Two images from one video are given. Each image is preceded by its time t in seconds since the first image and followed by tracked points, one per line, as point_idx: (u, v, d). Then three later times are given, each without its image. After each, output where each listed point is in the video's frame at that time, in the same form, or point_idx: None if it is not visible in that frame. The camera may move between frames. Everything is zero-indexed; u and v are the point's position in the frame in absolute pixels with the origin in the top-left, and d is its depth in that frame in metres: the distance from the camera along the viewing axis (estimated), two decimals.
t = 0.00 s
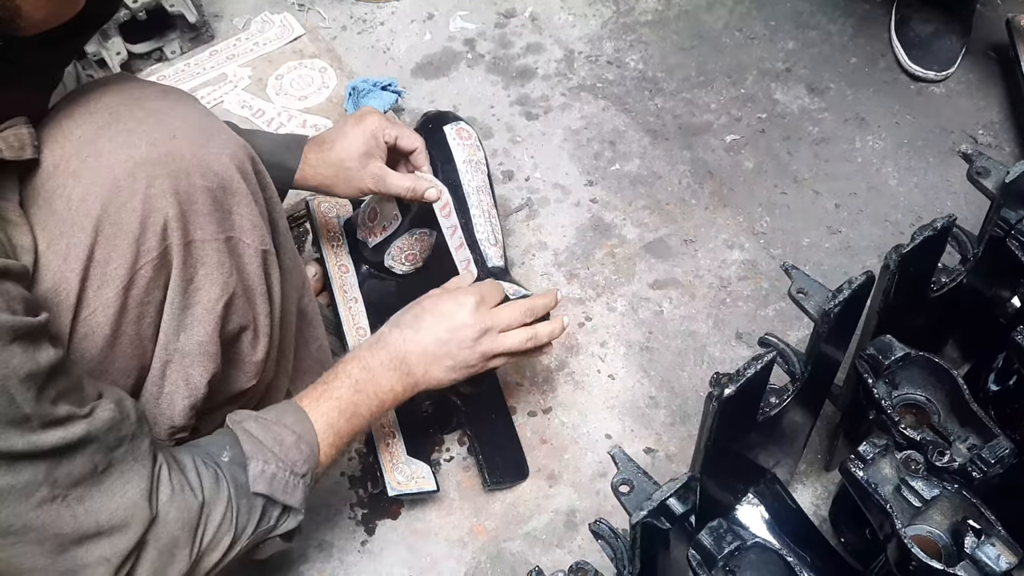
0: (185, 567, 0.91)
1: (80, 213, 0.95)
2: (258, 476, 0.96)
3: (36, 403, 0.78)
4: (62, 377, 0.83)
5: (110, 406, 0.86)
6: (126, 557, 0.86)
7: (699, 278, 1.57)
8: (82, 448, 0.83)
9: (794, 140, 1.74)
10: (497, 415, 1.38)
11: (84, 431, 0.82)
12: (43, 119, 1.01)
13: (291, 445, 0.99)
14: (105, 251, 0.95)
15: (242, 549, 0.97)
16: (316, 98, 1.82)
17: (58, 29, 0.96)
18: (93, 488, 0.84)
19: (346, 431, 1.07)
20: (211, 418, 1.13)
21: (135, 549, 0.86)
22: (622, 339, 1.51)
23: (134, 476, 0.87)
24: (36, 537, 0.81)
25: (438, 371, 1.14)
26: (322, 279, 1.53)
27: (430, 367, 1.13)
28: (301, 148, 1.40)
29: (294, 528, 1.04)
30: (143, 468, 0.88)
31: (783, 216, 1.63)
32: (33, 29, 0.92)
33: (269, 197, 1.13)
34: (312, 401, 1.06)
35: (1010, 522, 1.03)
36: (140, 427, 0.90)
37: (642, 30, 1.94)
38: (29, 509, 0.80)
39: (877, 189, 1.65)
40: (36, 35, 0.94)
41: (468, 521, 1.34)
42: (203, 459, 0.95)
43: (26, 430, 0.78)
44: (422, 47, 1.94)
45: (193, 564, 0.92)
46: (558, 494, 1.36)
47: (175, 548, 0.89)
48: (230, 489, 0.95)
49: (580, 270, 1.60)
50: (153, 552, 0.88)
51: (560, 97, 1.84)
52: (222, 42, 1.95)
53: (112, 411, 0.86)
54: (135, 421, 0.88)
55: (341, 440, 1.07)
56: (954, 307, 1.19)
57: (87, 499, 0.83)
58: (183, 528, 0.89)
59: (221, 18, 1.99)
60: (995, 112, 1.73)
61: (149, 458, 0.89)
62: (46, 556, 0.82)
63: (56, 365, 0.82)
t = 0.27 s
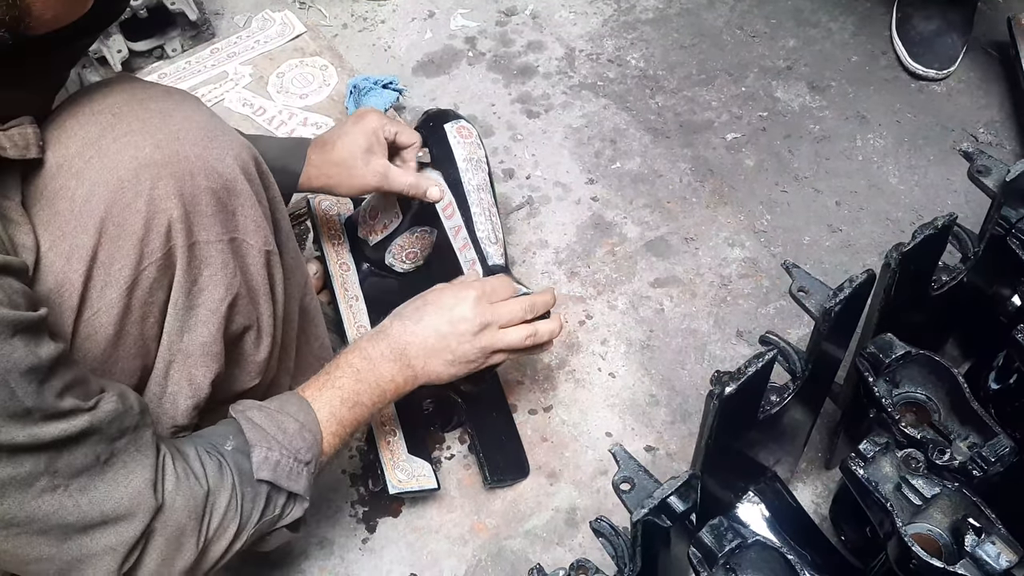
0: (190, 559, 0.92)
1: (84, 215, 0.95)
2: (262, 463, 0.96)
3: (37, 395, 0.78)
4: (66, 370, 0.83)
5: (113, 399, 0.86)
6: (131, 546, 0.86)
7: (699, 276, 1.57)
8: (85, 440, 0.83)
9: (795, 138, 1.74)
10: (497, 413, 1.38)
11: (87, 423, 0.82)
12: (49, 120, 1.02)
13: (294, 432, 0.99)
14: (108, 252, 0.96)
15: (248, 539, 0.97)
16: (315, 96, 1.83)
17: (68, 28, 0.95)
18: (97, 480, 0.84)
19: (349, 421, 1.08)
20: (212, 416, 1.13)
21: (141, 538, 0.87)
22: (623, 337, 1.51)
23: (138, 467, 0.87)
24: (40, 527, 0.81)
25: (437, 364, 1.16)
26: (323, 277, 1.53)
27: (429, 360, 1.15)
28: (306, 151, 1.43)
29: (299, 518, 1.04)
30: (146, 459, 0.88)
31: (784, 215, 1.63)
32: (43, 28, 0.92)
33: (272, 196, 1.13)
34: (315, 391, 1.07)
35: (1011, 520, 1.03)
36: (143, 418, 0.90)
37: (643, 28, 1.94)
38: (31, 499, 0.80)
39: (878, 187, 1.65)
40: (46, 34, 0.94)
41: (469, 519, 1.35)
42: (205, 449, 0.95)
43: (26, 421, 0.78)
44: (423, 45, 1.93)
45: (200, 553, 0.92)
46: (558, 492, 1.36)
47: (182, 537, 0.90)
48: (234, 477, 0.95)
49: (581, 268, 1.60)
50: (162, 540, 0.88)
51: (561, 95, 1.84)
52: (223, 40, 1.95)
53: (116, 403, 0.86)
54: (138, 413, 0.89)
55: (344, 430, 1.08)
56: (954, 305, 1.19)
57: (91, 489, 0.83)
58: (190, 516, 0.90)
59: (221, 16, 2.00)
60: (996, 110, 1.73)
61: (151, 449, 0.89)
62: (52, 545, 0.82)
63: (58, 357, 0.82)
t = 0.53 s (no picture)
0: (188, 546, 0.91)
1: (83, 212, 0.95)
2: (265, 446, 0.97)
3: (19, 371, 0.78)
4: (48, 349, 0.83)
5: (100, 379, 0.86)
6: (125, 528, 0.85)
7: (700, 276, 1.57)
8: (71, 418, 0.82)
9: (795, 138, 1.73)
10: (497, 413, 1.40)
11: (71, 401, 0.81)
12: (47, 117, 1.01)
13: (295, 418, 1.00)
14: (107, 249, 0.95)
15: (247, 524, 0.98)
16: (316, 95, 1.82)
17: (52, 10, 0.94)
18: (87, 460, 0.83)
19: (348, 412, 1.08)
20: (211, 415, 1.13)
21: (134, 518, 0.86)
22: (623, 337, 1.51)
23: (127, 447, 0.86)
24: (29, 506, 0.80)
25: (435, 358, 1.17)
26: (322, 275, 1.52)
27: (427, 356, 1.16)
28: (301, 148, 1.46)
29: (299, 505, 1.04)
30: (135, 438, 0.87)
31: (784, 214, 1.63)
32: (27, 8, 0.91)
33: (269, 195, 1.14)
34: (316, 382, 1.07)
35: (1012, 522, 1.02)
36: (131, 398, 0.89)
37: (644, 28, 1.94)
38: (19, 478, 0.79)
39: (878, 187, 1.64)
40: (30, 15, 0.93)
41: (468, 519, 1.34)
42: (204, 433, 0.96)
43: (10, 399, 0.77)
44: (423, 44, 1.93)
45: (199, 536, 0.92)
46: (558, 492, 1.36)
47: (180, 518, 0.90)
48: (233, 460, 0.95)
49: (581, 267, 1.60)
50: (159, 521, 0.88)
51: (561, 94, 1.84)
52: (223, 38, 1.95)
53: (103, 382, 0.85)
54: (125, 393, 0.87)
55: (343, 420, 1.08)
56: (956, 305, 1.19)
57: (81, 470, 0.83)
58: (187, 497, 0.90)
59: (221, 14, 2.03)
60: (996, 110, 1.73)
61: (141, 430, 0.88)
62: (43, 525, 0.82)
63: (37, 332, 0.83)
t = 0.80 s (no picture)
0: (193, 550, 0.91)
1: (97, 212, 0.95)
2: (270, 455, 0.96)
3: (37, 371, 0.78)
4: (63, 350, 0.84)
5: (113, 385, 0.86)
6: (132, 533, 0.85)
7: (703, 273, 1.56)
8: (85, 421, 0.82)
9: (799, 135, 1.73)
10: (500, 409, 1.40)
11: (88, 403, 0.82)
12: (62, 118, 1.02)
13: (299, 423, 0.99)
14: (120, 249, 0.95)
15: (251, 530, 0.97)
16: (318, 91, 1.82)
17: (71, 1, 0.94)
18: (100, 463, 0.83)
19: (351, 415, 1.07)
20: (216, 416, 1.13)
21: (141, 524, 0.86)
22: (626, 335, 1.50)
23: (138, 451, 0.86)
24: (38, 510, 0.79)
25: (435, 359, 1.16)
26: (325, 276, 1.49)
27: (429, 357, 1.16)
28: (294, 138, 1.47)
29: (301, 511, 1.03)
30: (147, 444, 0.87)
31: (788, 212, 1.63)
32: None
33: (282, 196, 1.13)
34: (320, 383, 1.06)
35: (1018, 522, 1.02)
36: (142, 404, 0.90)
37: (646, 25, 1.93)
38: (32, 481, 0.78)
39: (882, 184, 1.64)
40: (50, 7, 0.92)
41: (471, 517, 1.34)
42: (210, 439, 0.95)
43: (28, 399, 0.77)
44: (425, 41, 1.93)
45: (204, 543, 0.92)
46: (561, 490, 1.35)
47: (186, 526, 0.89)
48: (239, 467, 0.94)
49: (584, 265, 1.59)
50: (165, 528, 0.88)
51: (564, 91, 1.83)
52: (225, 35, 1.95)
53: (117, 386, 0.86)
54: (138, 398, 0.89)
55: (346, 422, 1.07)
56: (961, 304, 1.18)
57: (93, 474, 0.82)
58: (193, 504, 0.89)
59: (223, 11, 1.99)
60: (1000, 107, 1.73)
61: (152, 435, 0.89)
62: (50, 530, 0.81)
63: (54, 331, 0.83)
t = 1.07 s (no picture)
0: (194, 551, 0.90)
1: (96, 203, 0.94)
2: (258, 442, 0.97)
3: (49, 376, 0.77)
4: (71, 353, 0.82)
5: (122, 386, 0.85)
6: (139, 533, 0.85)
7: (707, 271, 1.56)
8: (95, 425, 0.81)
9: (803, 132, 1.72)
10: (502, 408, 1.40)
11: (97, 408, 0.81)
12: (60, 109, 1.01)
13: (292, 418, 0.99)
14: (120, 241, 0.94)
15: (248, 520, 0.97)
16: (320, 87, 1.81)
17: None
18: (106, 465, 0.83)
19: (333, 391, 1.04)
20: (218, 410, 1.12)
21: (147, 525, 0.85)
22: (629, 333, 1.50)
23: (146, 453, 0.86)
24: (49, 512, 0.79)
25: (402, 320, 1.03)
26: (328, 272, 1.50)
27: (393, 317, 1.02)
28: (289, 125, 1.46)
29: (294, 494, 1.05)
30: (153, 444, 0.87)
31: (792, 209, 1.62)
32: None
33: (281, 188, 1.13)
34: (296, 362, 1.04)
35: None
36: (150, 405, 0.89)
37: (650, 21, 1.92)
38: (42, 484, 0.78)
39: (887, 181, 1.63)
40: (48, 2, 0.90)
41: (474, 516, 1.33)
42: (204, 435, 0.94)
43: (39, 405, 0.76)
44: (427, 37, 1.92)
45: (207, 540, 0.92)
46: (565, 488, 1.35)
47: (190, 525, 0.89)
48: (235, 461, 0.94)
49: (588, 262, 1.59)
50: (169, 528, 0.87)
51: (567, 88, 1.82)
52: (226, 31, 1.94)
53: (125, 387, 0.85)
54: (146, 399, 0.87)
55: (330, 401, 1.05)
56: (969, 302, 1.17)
57: (101, 476, 0.82)
58: (197, 503, 0.89)
59: (224, 7, 1.99)
60: (1006, 104, 1.72)
61: (158, 435, 0.88)
62: (57, 532, 0.81)
63: (61, 340, 0.81)
